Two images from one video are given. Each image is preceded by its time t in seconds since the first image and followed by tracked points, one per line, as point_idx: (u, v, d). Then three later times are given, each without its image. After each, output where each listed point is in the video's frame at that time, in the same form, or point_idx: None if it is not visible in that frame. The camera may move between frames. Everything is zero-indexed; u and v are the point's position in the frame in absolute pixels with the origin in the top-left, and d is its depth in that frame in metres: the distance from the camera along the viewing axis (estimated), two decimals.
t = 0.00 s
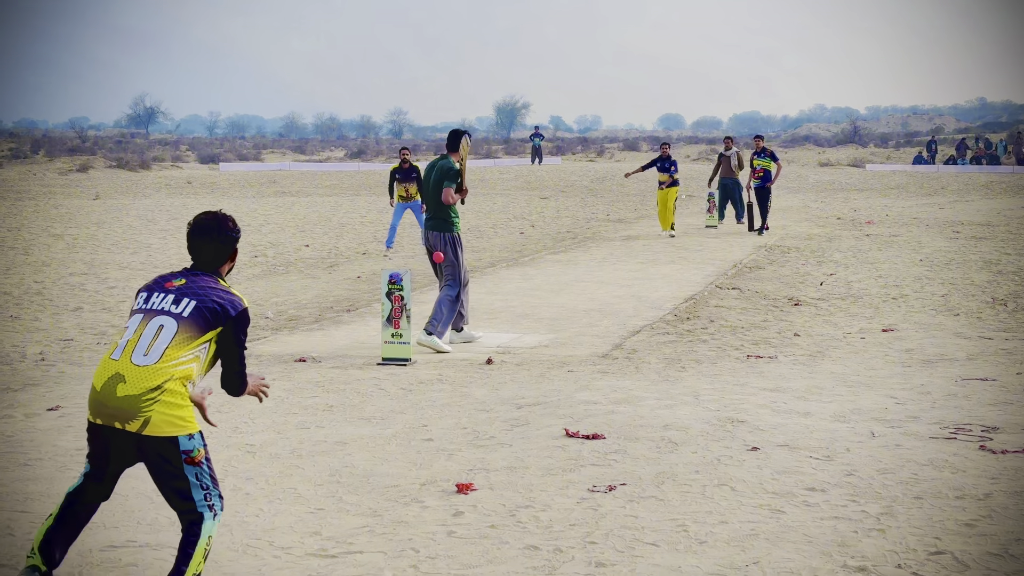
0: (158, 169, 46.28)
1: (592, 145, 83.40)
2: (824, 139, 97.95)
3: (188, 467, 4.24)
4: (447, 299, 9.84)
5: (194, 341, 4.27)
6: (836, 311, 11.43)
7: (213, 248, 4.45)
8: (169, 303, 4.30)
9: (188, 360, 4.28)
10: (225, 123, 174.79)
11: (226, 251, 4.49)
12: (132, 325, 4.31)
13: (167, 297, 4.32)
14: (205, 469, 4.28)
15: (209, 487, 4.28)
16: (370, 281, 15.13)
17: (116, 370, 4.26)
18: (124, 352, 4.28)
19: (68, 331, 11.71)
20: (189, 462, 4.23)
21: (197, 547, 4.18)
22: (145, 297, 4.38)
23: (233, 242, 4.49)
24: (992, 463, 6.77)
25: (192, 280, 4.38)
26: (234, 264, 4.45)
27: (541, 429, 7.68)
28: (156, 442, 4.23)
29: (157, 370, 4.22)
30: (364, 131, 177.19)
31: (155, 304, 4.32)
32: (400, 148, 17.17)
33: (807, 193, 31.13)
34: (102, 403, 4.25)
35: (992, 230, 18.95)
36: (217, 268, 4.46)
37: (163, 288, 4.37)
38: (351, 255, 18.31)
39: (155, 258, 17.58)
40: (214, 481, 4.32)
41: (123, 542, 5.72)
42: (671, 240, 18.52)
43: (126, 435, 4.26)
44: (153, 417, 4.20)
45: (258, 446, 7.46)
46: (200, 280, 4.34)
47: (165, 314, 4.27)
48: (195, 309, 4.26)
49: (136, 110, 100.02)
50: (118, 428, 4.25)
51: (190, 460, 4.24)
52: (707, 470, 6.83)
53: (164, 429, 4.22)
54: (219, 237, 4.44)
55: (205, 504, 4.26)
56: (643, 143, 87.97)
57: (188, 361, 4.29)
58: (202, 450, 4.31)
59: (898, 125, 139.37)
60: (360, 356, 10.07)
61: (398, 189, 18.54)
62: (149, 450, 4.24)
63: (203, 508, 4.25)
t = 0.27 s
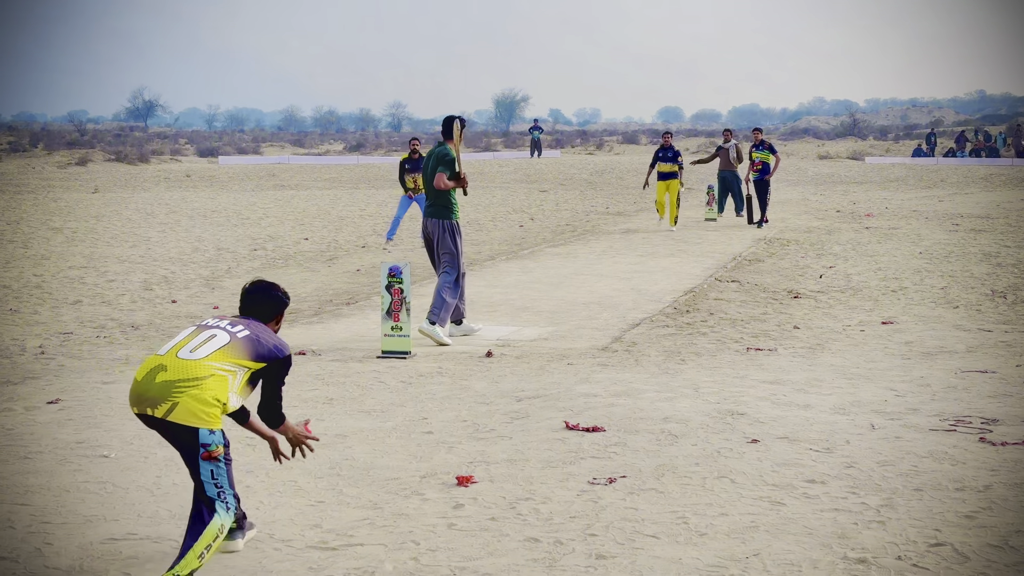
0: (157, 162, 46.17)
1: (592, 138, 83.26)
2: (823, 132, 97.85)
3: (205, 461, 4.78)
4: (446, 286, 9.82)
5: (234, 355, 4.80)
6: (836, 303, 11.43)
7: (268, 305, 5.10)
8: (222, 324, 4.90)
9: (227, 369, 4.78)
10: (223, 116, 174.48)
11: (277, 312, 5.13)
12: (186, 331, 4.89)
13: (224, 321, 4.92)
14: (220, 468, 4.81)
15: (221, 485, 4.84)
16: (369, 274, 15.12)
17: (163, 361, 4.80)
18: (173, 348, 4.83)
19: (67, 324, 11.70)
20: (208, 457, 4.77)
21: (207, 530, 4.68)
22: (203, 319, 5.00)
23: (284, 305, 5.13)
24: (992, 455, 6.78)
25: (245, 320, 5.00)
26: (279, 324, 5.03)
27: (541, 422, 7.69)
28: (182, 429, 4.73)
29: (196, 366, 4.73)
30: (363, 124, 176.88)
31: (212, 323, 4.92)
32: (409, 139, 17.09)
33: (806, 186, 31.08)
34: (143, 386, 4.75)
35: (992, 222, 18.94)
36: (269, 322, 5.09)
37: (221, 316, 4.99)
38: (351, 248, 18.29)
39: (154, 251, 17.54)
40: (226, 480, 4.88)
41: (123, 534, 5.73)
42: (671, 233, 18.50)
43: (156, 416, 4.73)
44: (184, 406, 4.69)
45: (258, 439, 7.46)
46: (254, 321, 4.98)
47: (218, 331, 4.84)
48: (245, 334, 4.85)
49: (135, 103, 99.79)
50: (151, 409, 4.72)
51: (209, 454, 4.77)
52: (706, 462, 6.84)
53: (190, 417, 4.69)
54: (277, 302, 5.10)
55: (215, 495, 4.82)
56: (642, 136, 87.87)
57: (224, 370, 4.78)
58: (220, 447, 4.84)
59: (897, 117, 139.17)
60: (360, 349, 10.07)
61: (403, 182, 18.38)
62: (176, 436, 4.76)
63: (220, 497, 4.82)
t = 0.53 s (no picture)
0: (154, 155, 46.08)
1: (589, 130, 83.15)
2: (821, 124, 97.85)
3: (234, 402, 5.00)
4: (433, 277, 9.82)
5: (265, 300, 5.05)
6: (833, 295, 11.44)
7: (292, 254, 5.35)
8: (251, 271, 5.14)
9: (256, 313, 5.02)
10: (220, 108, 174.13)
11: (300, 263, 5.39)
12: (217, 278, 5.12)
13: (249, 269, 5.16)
14: (247, 409, 5.04)
15: (244, 424, 5.08)
16: (366, 267, 15.11)
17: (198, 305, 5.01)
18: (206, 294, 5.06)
19: (64, 317, 11.68)
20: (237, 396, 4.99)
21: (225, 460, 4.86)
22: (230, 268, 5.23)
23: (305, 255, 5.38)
24: (988, 447, 6.80)
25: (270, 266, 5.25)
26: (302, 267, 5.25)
27: (538, 414, 7.69)
28: (218, 369, 4.94)
29: (233, 310, 4.97)
30: (359, 116, 176.55)
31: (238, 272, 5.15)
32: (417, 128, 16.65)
33: (804, 178, 31.08)
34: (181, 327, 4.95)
35: (989, 214, 18.94)
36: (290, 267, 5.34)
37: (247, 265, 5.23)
38: (348, 240, 18.27)
39: (150, 244, 17.51)
40: (247, 419, 5.11)
41: (121, 527, 5.73)
42: (668, 225, 18.50)
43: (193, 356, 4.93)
44: (222, 344, 4.91)
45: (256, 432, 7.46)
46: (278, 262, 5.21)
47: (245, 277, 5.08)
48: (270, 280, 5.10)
49: (131, 95, 99.51)
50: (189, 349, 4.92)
51: (239, 395, 5.00)
52: (704, 455, 6.85)
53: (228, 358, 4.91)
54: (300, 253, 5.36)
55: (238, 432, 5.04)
56: (639, 129, 87.80)
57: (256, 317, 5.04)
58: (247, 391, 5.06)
59: (895, 109, 139.09)
60: (357, 342, 10.07)
61: (406, 170, 17.81)
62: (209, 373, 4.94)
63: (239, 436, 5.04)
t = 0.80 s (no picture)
0: (149, 148, 45.93)
1: (585, 124, 83.06)
2: (816, 117, 97.82)
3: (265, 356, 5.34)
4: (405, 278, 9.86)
5: (277, 249, 5.24)
6: (828, 288, 11.45)
7: (293, 169, 5.41)
8: (255, 218, 5.25)
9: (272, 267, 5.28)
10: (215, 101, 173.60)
11: (304, 174, 5.46)
12: (226, 235, 5.27)
13: (252, 211, 5.27)
14: (277, 359, 5.39)
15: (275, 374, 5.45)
16: (362, 260, 15.10)
17: (216, 273, 5.24)
18: (221, 257, 5.26)
19: (59, 310, 11.66)
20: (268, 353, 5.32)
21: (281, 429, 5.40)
22: (233, 213, 5.33)
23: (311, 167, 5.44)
24: (983, 438, 6.81)
25: (271, 199, 5.32)
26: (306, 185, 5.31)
27: (534, 407, 7.69)
28: (249, 334, 5.26)
29: (252, 272, 5.22)
30: (355, 108, 176.24)
31: (242, 218, 5.28)
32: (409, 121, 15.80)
33: (799, 171, 31.07)
34: (206, 300, 5.22)
35: (983, 207, 18.96)
36: (293, 187, 5.41)
37: (248, 204, 5.31)
38: (344, 233, 18.24)
39: (144, 237, 17.46)
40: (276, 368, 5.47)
41: (117, 520, 5.72)
42: (663, 218, 18.51)
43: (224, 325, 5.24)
44: (249, 308, 5.21)
45: (251, 425, 7.45)
46: (277, 197, 5.27)
47: (250, 228, 5.23)
48: (274, 221, 5.23)
49: (126, 89, 99.21)
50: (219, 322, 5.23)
51: (269, 349, 5.34)
52: (699, 447, 6.86)
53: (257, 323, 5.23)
54: (302, 164, 5.41)
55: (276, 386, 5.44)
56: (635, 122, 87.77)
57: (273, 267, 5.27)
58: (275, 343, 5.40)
59: (890, 102, 139.09)
60: (353, 335, 10.06)
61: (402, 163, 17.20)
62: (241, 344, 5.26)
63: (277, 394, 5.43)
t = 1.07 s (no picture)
0: (142, 142, 45.84)
1: (579, 118, 83.03)
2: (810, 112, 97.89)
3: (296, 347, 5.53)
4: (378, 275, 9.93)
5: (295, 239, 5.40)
6: (822, 282, 11.47)
7: (290, 143, 5.47)
8: (268, 211, 5.39)
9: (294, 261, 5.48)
10: (209, 96, 173.13)
11: (302, 146, 5.52)
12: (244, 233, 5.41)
13: (262, 203, 5.40)
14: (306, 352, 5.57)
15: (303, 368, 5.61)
16: (356, 255, 15.08)
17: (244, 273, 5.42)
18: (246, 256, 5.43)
19: (52, 305, 11.62)
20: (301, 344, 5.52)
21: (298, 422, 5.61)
22: (245, 206, 5.44)
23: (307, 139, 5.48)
24: (976, 432, 6.83)
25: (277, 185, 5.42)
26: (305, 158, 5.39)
27: (528, 401, 7.69)
28: (280, 328, 5.45)
29: (278, 269, 5.41)
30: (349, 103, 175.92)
31: (255, 212, 5.40)
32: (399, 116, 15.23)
33: (793, 166, 31.10)
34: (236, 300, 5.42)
35: (977, 201, 18.99)
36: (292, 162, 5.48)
37: (255, 195, 5.41)
38: (337, 228, 18.21)
39: (137, 233, 17.41)
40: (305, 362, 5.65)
41: (110, 515, 5.71)
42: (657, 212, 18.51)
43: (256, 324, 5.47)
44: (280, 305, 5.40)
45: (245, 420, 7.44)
46: (282, 185, 5.35)
47: (266, 223, 5.39)
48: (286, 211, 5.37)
49: (119, 84, 98.91)
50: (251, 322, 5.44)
51: (299, 341, 5.54)
52: (693, 441, 6.86)
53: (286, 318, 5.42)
54: (298, 138, 5.47)
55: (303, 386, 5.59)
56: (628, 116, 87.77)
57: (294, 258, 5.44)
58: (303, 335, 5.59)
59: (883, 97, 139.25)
60: (347, 330, 10.04)
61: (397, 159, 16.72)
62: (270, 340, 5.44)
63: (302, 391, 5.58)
